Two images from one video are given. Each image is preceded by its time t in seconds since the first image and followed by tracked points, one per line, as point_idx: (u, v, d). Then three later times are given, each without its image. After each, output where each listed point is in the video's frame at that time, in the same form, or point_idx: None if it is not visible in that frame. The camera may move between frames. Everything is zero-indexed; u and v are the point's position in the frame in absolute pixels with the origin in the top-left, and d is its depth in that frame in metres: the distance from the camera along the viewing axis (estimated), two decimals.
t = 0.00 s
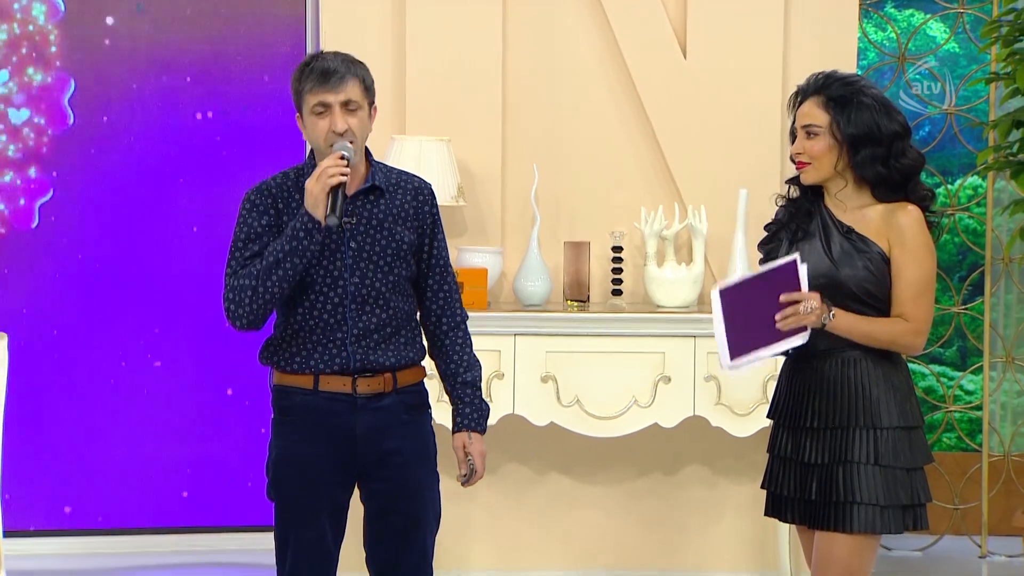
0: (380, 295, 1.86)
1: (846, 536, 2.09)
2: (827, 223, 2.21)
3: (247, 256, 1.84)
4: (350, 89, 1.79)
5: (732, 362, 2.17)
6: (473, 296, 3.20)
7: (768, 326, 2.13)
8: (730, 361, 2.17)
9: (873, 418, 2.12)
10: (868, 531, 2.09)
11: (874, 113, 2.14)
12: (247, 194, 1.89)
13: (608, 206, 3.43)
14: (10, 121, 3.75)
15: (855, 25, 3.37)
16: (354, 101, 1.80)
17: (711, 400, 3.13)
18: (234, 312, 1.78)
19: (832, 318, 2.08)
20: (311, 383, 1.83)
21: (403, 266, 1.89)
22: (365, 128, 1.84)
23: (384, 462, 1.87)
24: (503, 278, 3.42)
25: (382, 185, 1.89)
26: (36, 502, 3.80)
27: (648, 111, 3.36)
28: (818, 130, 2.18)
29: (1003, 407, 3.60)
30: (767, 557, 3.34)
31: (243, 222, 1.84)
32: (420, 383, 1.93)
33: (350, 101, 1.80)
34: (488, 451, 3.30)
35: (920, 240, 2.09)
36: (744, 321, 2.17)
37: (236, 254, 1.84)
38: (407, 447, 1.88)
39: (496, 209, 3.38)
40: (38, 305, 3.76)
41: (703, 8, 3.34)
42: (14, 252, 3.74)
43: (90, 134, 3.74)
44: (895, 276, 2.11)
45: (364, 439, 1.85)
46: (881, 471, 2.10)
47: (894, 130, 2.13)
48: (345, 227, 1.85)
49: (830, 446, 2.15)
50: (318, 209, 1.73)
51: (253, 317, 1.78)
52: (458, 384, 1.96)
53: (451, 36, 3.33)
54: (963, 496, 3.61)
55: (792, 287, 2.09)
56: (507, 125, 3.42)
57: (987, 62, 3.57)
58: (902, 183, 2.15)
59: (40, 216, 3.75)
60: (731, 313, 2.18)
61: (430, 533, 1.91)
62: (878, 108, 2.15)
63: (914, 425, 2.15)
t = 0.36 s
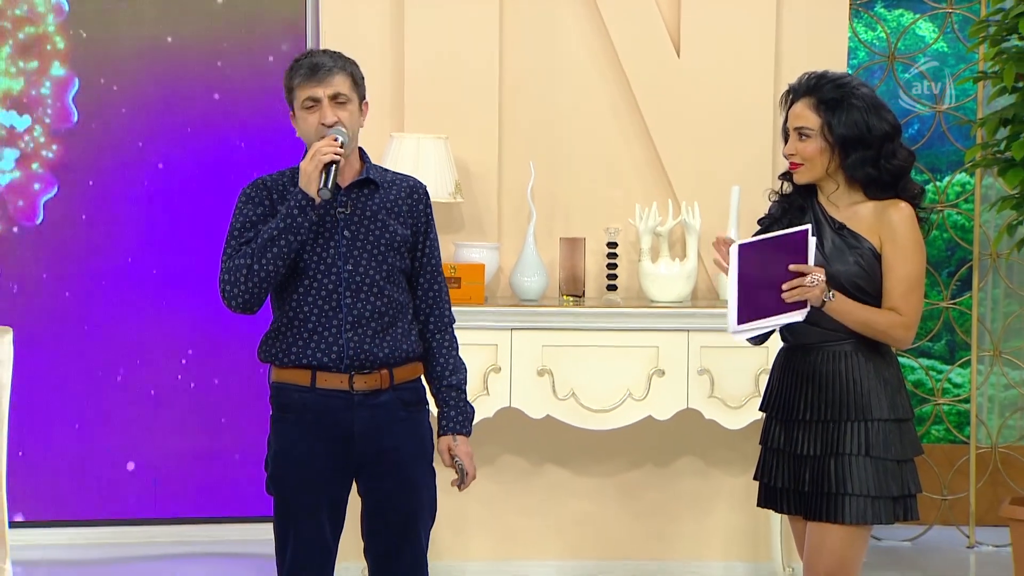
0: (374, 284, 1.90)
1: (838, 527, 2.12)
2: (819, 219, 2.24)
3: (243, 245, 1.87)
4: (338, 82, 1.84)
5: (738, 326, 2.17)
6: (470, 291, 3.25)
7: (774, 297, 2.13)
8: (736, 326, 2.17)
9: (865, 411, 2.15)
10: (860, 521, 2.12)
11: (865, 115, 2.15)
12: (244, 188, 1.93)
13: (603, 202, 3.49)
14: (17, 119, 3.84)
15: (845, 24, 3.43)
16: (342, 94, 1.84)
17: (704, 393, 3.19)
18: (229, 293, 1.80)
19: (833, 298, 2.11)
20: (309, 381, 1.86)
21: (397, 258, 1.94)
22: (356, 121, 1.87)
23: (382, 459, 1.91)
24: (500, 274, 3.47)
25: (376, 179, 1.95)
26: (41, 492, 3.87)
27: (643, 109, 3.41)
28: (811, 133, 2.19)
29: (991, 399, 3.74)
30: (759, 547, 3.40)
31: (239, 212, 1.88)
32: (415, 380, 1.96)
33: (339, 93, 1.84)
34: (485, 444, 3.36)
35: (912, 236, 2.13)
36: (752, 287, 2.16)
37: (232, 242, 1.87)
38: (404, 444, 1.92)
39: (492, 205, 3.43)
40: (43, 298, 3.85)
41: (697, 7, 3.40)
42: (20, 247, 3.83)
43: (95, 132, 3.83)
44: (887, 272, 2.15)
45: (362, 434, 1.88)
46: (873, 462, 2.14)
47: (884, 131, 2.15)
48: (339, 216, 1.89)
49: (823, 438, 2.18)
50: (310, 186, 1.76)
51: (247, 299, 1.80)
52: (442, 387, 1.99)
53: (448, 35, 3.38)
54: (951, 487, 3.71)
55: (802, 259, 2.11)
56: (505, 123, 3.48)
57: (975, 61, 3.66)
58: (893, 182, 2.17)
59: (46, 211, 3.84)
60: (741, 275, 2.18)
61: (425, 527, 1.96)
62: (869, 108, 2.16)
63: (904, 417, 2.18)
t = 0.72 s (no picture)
0: (372, 278, 1.91)
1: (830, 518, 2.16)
2: (811, 215, 2.29)
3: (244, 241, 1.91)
4: (335, 77, 1.88)
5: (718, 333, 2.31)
6: (467, 286, 3.31)
7: (752, 302, 2.23)
8: (715, 333, 2.30)
9: (855, 405, 2.20)
10: (850, 512, 2.16)
11: (865, 110, 2.21)
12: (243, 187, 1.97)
13: (598, 198, 3.55)
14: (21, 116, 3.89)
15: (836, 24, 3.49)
16: (339, 88, 1.88)
17: (697, 387, 3.25)
18: (231, 285, 1.85)
19: (816, 300, 2.16)
20: (309, 377, 1.88)
21: (395, 254, 1.96)
22: (354, 115, 1.91)
23: (381, 453, 1.93)
24: (497, 269, 3.53)
25: (373, 177, 1.97)
26: (45, 485, 3.93)
27: (637, 107, 3.47)
28: (810, 122, 2.24)
29: (978, 392, 3.81)
30: (752, 537, 3.46)
31: (239, 210, 1.93)
32: (413, 375, 1.98)
33: (336, 88, 1.88)
34: (482, 435, 3.42)
35: (903, 232, 2.18)
36: (732, 294, 2.28)
37: (233, 239, 1.91)
38: (404, 438, 1.95)
39: (489, 202, 3.49)
40: (47, 294, 3.90)
41: (689, 7, 3.46)
42: (24, 243, 3.88)
43: (98, 129, 3.89)
44: (878, 267, 2.19)
45: (361, 429, 1.91)
46: (863, 454, 2.18)
47: (882, 126, 2.20)
48: (337, 212, 1.92)
49: (814, 432, 2.22)
50: (310, 176, 1.81)
51: (248, 289, 1.84)
52: (447, 381, 2.04)
53: (445, 34, 3.44)
54: (939, 478, 3.78)
55: (779, 265, 2.18)
56: (501, 120, 3.54)
57: (963, 60, 3.72)
58: (886, 177, 2.22)
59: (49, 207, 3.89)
60: (719, 286, 2.31)
61: (423, 519, 1.99)
62: (868, 104, 2.21)
63: (893, 410, 2.23)
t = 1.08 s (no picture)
0: (373, 274, 1.96)
1: (820, 509, 2.21)
2: (803, 211, 2.32)
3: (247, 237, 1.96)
4: (336, 74, 1.94)
5: (712, 327, 2.31)
6: (465, 282, 3.36)
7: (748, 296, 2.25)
8: (710, 326, 2.31)
9: (845, 398, 2.23)
10: (841, 504, 2.21)
11: (856, 110, 2.25)
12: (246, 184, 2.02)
13: (594, 195, 3.61)
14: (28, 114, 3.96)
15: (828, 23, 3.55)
16: (341, 85, 1.94)
17: (691, 380, 3.31)
18: (236, 282, 1.89)
19: (809, 292, 2.21)
20: (311, 370, 1.92)
21: (395, 250, 2.01)
22: (355, 113, 1.96)
23: (380, 445, 1.98)
24: (494, 265, 3.59)
25: (374, 174, 2.02)
26: (50, 477, 3.99)
27: (632, 106, 3.53)
28: (802, 122, 2.29)
29: (967, 385, 3.89)
30: (744, 528, 3.52)
31: (242, 207, 1.97)
32: (413, 369, 2.04)
33: (338, 85, 1.94)
34: (479, 428, 3.48)
35: (892, 229, 2.22)
36: (725, 287, 2.30)
37: (236, 236, 1.96)
38: (402, 430, 1.99)
39: (486, 199, 3.55)
40: (52, 289, 3.97)
41: (683, 7, 3.51)
42: (30, 238, 3.95)
43: (102, 128, 3.96)
44: (868, 263, 2.24)
45: (361, 422, 1.95)
46: (853, 447, 2.23)
47: (873, 126, 2.25)
48: (339, 209, 1.96)
49: (805, 424, 2.26)
50: (312, 177, 1.85)
51: (252, 283, 1.88)
52: (442, 373, 2.09)
53: (443, 33, 3.49)
54: (929, 470, 3.86)
55: (773, 259, 2.21)
56: (498, 118, 3.59)
57: (952, 59, 3.80)
58: (877, 175, 2.27)
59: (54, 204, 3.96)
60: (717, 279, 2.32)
61: (422, 509, 2.04)
62: (860, 104, 2.26)
63: (883, 403, 2.27)
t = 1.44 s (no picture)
0: (375, 268, 2.01)
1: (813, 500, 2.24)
2: (799, 207, 2.38)
3: (251, 228, 2.00)
4: (338, 71, 1.99)
5: (729, 311, 2.27)
6: (463, 277, 3.42)
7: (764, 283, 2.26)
8: (728, 311, 2.27)
9: (837, 391, 2.28)
10: (833, 494, 2.25)
11: (842, 108, 2.28)
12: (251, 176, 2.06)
13: (590, 192, 3.66)
14: (36, 114, 4.07)
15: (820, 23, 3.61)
16: (343, 83, 1.99)
17: (686, 373, 3.37)
18: (240, 277, 1.94)
19: (816, 285, 2.22)
20: (313, 362, 1.97)
21: (397, 244, 2.06)
22: (356, 109, 2.02)
23: (381, 435, 2.03)
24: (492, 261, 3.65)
25: (376, 167, 2.07)
26: (58, 466, 4.12)
27: (627, 104, 3.59)
28: (790, 131, 2.31)
29: (956, 379, 3.97)
30: (738, 519, 3.58)
31: (247, 199, 2.02)
32: (413, 362, 2.08)
33: (340, 82, 1.99)
34: (477, 422, 3.53)
35: (886, 225, 2.27)
36: (744, 273, 2.25)
37: (240, 227, 2.01)
38: (403, 422, 2.04)
39: (485, 196, 3.61)
40: (60, 284, 4.09)
41: (677, 8, 3.57)
42: (38, 234, 4.07)
43: (107, 125, 4.08)
44: (863, 260, 2.29)
45: (362, 414, 2.01)
46: (845, 439, 2.27)
47: (861, 124, 2.27)
48: (343, 202, 2.01)
49: (798, 417, 2.31)
50: (316, 172, 1.90)
51: (257, 278, 1.93)
52: (449, 364, 2.14)
53: (442, 32, 3.55)
54: (918, 462, 3.92)
55: (791, 247, 2.23)
56: (497, 115, 3.65)
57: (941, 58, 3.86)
58: (869, 173, 2.31)
59: (61, 202, 4.08)
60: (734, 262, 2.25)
61: (421, 500, 2.08)
62: (846, 102, 2.28)
63: (873, 397, 2.32)
